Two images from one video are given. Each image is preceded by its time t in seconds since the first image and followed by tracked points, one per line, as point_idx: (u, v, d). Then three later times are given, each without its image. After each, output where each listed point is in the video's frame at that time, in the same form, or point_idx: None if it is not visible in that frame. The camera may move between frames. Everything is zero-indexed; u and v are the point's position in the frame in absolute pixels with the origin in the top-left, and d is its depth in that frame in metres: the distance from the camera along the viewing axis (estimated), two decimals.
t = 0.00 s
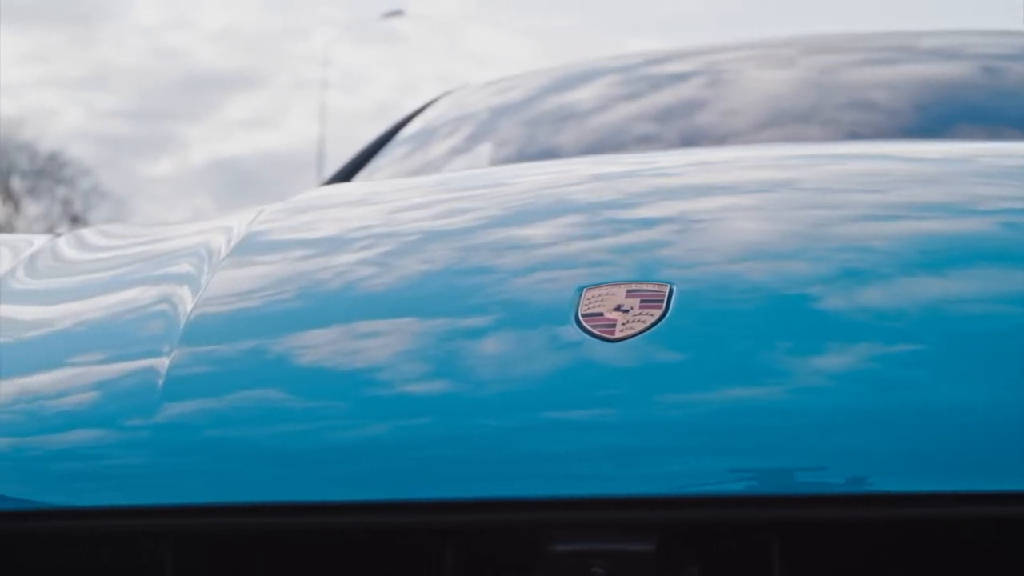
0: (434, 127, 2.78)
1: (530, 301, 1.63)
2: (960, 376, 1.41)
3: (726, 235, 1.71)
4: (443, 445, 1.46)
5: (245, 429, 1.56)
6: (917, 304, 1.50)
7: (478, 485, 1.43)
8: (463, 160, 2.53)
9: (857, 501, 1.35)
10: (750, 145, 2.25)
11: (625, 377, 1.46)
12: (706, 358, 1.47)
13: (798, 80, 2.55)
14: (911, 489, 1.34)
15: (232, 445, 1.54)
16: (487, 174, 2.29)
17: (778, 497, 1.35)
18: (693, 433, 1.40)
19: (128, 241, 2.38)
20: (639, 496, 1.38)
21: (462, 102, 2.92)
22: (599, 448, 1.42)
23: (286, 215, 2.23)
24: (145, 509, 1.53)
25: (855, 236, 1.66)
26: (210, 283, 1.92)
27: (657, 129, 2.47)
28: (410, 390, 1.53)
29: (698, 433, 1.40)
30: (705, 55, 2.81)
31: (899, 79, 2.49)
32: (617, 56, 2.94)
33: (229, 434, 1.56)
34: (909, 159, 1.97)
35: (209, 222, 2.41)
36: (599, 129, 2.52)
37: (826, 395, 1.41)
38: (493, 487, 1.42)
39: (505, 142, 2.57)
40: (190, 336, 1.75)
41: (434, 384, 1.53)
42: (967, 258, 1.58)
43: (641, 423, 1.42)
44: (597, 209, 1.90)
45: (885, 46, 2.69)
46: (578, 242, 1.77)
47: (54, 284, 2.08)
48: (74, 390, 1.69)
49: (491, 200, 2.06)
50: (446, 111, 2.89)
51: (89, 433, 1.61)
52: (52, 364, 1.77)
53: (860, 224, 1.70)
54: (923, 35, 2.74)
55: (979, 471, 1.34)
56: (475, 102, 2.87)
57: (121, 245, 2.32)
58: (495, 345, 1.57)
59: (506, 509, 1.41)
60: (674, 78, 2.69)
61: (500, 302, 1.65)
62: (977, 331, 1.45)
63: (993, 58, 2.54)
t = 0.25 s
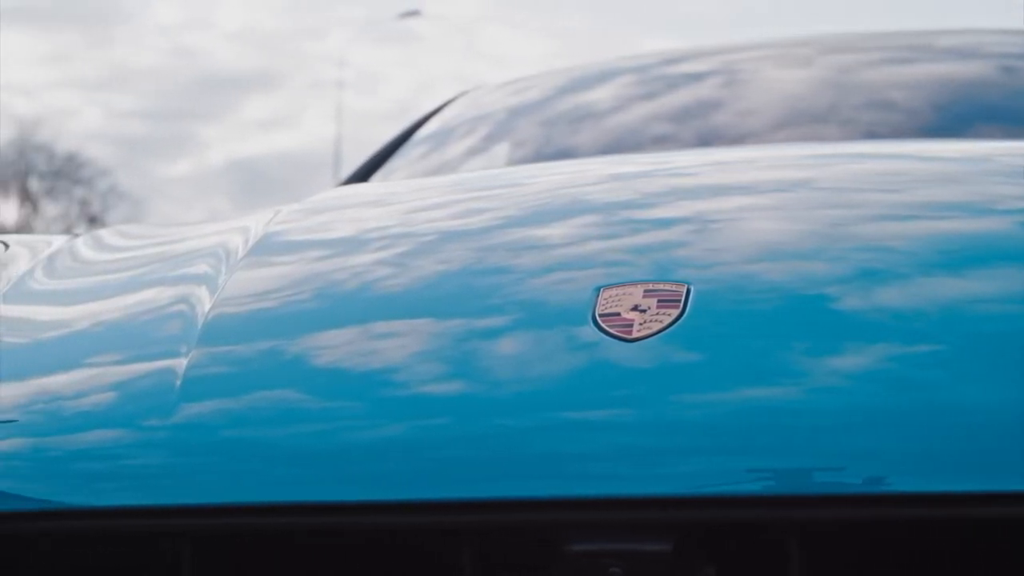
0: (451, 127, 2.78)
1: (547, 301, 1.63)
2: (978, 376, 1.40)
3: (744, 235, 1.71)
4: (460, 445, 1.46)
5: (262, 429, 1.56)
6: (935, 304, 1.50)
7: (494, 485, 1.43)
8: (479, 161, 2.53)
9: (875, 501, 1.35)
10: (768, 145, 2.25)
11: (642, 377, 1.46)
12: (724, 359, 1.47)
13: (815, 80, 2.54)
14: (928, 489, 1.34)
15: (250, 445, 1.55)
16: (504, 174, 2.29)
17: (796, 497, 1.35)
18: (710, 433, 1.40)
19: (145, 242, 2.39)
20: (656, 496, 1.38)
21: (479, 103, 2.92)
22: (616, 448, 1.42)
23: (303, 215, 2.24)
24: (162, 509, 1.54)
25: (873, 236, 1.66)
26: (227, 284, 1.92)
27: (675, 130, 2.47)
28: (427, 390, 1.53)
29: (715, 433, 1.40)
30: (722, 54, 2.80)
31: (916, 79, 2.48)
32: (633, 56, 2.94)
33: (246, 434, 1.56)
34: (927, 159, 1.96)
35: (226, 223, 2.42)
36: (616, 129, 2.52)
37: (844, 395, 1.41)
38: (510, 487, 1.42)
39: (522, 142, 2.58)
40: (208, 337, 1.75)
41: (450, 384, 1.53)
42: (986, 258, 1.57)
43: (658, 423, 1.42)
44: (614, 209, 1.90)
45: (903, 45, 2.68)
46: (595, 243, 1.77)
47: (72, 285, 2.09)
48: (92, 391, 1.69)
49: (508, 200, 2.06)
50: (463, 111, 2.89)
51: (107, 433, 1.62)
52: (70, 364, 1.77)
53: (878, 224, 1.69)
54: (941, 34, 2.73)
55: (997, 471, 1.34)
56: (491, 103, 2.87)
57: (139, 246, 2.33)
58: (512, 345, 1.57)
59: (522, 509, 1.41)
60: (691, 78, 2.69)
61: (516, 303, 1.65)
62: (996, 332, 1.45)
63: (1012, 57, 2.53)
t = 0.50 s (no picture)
0: (467, 128, 2.79)
1: (564, 302, 1.64)
2: (996, 377, 1.40)
3: (761, 235, 1.71)
4: (477, 445, 1.47)
5: (280, 429, 1.57)
6: (953, 304, 1.49)
7: (511, 485, 1.43)
8: (495, 161, 2.53)
9: (892, 501, 1.35)
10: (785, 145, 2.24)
11: (659, 378, 1.46)
12: (741, 359, 1.47)
13: (832, 80, 2.54)
14: (946, 489, 1.33)
15: (268, 446, 1.55)
16: (520, 174, 2.29)
17: (813, 498, 1.35)
18: (727, 433, 1.40)
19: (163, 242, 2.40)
20: (673, 496, 1.38)
21: (495, 103, 2.92)
22: (633, 448, 1.42)
23: (320, 215, 2.24)
24: (180, 509, 1.54)
25: (890, 236, 1.66)
26: (245, 285, 1.93)
27: (691, 130, 2.47)
28: (444, 390, 1.54)
29: (732, 433, 1.40)
30: (738, 54, 2.80)
31: (934, 78, 2.47)
32: (650, 56, 2.94)
33: (264, 435, 1.57)
34: (945, 158, 1.96)
35: (243, 223, 2.42)
36: (633, 129, 2.52)
37: (861, 395, 1.41)
38: (527, 487, 1.42)
39: (538, 143, 2.58)
40: (225, 338, 1.76)
41: (467, 384, 1.54)
42: (1004, 257, 1.57)
43: (675, 423, 1.42)
44: (631, 209, 1.90)
45: (920, 44, 2.67)
46: (612, 243, 1.77)
47: (90, 286, 2.09)
48: (110, 391, 1.70)
49: (524, 200, 2.06)
50: (479, 111, 2.89)
51: (126, 433, 1.62)
52: (88, 365, 1.78)
53: (896, 224, 1.69)
54: (959, 33, 2.73)
55: (1015, 471, 1.33)
56: (507, 103, 2.87)
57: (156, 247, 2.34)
58: (528, 346, 1.57)
59: (539, 509, 1.42)
60: (708, 78, 2.69)
61: (533, 303, 1.65)
62: (1013, 332, 1.45)
63: None
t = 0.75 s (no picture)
0: (486, 128, 2.79)
1: (583, 302, 1.64)
2: (1018, 377, 1.39)
3: (781, 235, 1.71)
4: (497, 445, 1.47)
5: (301, 429, 1.57)
6: (975, 304, 1.49)
7: (532, 485, 1.43)
8: (515, 161, 2.53)
9: (914, 501, 1.34)
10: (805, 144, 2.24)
11: (679, 378, 1.46)
12: (761, 359, 1.47)
13: (852, 79, 2.54)
14: (968, 489, 1.33)
15: (289, 446, 1.56)
16: (540, 174, 2.30)
17: (834, 498, 1.35)
18: (748, 433, 1.40)
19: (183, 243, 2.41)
20: (693, 496, 1.38)
21: (514, 103, 2.92)
22: (653, 449, 1.41)
23: (340, 216, 2.25)
24: (202, 510, 1.55)
25: (911, 236, 1.65)
26: (265, 285, 1.94)
27: (711, 130, 2.47)
28: (464, 391, 1.54)
29: (752, 433, 1.40)
30: (758, 54, 2.80)
31: (955, 77, 2.47)
32: (669, 56, 2.93)
33: (285, 435, 1.57)
34: (966, 157, 1.95)
35: (263, 224, 2.43)
36: (652, 129, 2.51)
37: (882, 396, 1.40)
38: (548, 487, 1.42)
39: (558, 144, 2.58)
40: (246, 339, 1.76)
41: (488, 385, 1.54)
42: None
43: (695, 424, 1.42)
44: (651, 209, 1.90)
45: (940, 43, 2.66)
46: (631, 243, 1.77)
47: (111, 287, 2.10)
48: (131, 392, 1.71)
49: (543, 200, 2.06)
50: (498, 112, 2.89)
51: (147, 434, 1.63)
52: (109, 366, 1.79)
53: (917, 223, 1.68)
54: (980, 32, 2.72)
55: None
56: (527, 103, 2.88)
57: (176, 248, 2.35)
58: (548, 347, 1.57)
59: (561, 509, 1.42)
60: (728, 78, 2.68)
61: (553, 304, 1.65)
62: None
63: None
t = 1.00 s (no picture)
0: (502, 129, 2.79)
1: (600, 302, 1.64)
2: None
3: (798, 235, 1.71)
4: (514, 445, 1.47)
5: (319, 430, 1.57)
6: (994, 305, 1.49)
7: (549, 485, 1.43)
8: (531, 162, 2.54)
9: (933, 501, 1.34)
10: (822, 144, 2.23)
11: (697, 378, 1.46)
12: (779, 360, 1.47)
13: (869, 79, 2.53)
14: (987, 489, 1.32)
15: (307, 446, 1.56)
16: (557, 174, 2.30)
17: (852, 498, 1.34)
18: (765, 434, 1.40)
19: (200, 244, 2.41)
20: (711, 496, 1.38)
21: (531, 103, 2.92)
22: (670, 449, 1.41)
23: (356, 216, 2.25)
24: (220, 509, 1.55)
25: (929, 236, 1.65)
26: (282, 286, 1.94)
27: (728, 131, 2.46)
28: (481, 391, 1.54)
29: (770, 434, 1.40)
30: (775, 53, 2.80)
31: (973, 77, 2.46)
32: (686, 55, 2.93)
33: (302, 435, 1.57)
34: (984, 156, 1.94)
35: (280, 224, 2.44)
36: (669, 130, 2.51)
37: (900, 396, 1.40)
38: (565, 487, 1.42)
39: (575, 144, 2.58)
40: (263, 339, 1.77)
41: (505, 385, 1.54)
42: None
43: (713, 424, 1.42)
44: (668, 209, 1.90)
45: (958, 42, 2.66)
46: (648, 243, 1.77)
47: (129, 287, 2.11)
48: (150, 392, 1.72)
49: (560, 200, 2.07)
50: (515, 112, 2.90)
51: (165, 434, 1.64)
52: (127, 366, 1.79)
53: (935, 223, 1.68)
54: (998, 31, 2.71)
55: None
56: (543, 104, 2.88)
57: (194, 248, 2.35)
58: (565, 348, 1.57)
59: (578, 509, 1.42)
60: (744, 78, 2.68)
61: (570, 304, 1.66)
62: None
63: None
